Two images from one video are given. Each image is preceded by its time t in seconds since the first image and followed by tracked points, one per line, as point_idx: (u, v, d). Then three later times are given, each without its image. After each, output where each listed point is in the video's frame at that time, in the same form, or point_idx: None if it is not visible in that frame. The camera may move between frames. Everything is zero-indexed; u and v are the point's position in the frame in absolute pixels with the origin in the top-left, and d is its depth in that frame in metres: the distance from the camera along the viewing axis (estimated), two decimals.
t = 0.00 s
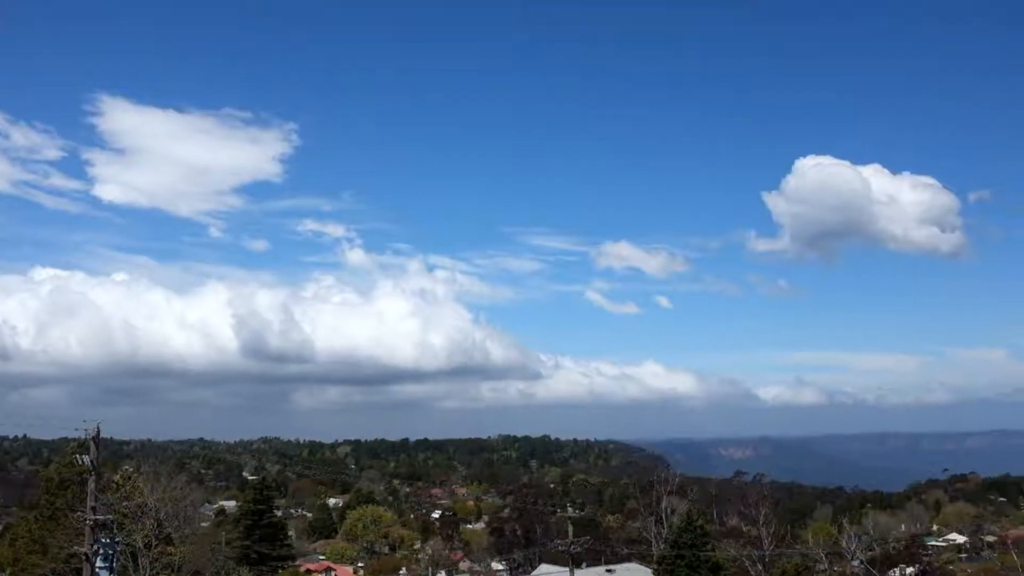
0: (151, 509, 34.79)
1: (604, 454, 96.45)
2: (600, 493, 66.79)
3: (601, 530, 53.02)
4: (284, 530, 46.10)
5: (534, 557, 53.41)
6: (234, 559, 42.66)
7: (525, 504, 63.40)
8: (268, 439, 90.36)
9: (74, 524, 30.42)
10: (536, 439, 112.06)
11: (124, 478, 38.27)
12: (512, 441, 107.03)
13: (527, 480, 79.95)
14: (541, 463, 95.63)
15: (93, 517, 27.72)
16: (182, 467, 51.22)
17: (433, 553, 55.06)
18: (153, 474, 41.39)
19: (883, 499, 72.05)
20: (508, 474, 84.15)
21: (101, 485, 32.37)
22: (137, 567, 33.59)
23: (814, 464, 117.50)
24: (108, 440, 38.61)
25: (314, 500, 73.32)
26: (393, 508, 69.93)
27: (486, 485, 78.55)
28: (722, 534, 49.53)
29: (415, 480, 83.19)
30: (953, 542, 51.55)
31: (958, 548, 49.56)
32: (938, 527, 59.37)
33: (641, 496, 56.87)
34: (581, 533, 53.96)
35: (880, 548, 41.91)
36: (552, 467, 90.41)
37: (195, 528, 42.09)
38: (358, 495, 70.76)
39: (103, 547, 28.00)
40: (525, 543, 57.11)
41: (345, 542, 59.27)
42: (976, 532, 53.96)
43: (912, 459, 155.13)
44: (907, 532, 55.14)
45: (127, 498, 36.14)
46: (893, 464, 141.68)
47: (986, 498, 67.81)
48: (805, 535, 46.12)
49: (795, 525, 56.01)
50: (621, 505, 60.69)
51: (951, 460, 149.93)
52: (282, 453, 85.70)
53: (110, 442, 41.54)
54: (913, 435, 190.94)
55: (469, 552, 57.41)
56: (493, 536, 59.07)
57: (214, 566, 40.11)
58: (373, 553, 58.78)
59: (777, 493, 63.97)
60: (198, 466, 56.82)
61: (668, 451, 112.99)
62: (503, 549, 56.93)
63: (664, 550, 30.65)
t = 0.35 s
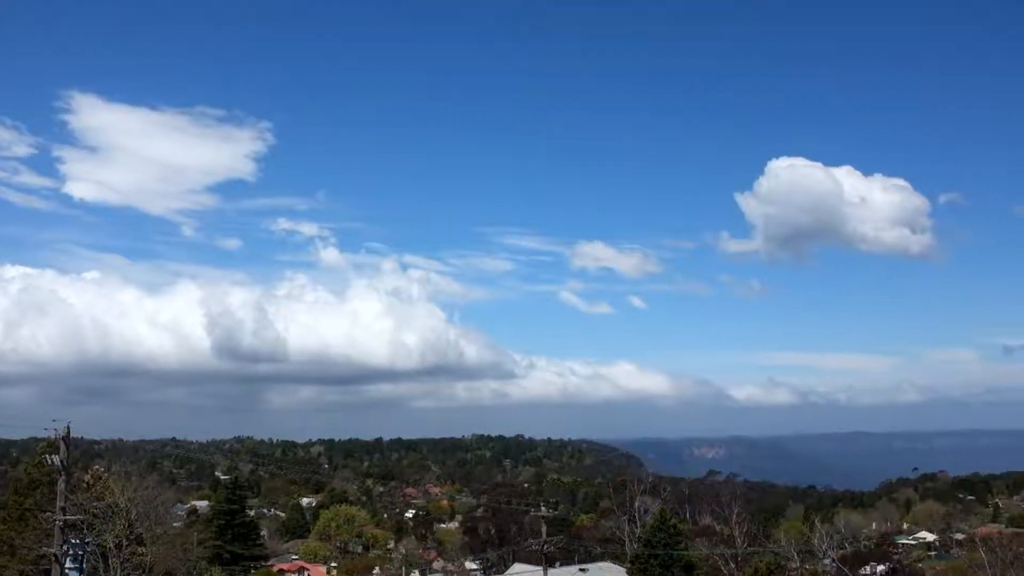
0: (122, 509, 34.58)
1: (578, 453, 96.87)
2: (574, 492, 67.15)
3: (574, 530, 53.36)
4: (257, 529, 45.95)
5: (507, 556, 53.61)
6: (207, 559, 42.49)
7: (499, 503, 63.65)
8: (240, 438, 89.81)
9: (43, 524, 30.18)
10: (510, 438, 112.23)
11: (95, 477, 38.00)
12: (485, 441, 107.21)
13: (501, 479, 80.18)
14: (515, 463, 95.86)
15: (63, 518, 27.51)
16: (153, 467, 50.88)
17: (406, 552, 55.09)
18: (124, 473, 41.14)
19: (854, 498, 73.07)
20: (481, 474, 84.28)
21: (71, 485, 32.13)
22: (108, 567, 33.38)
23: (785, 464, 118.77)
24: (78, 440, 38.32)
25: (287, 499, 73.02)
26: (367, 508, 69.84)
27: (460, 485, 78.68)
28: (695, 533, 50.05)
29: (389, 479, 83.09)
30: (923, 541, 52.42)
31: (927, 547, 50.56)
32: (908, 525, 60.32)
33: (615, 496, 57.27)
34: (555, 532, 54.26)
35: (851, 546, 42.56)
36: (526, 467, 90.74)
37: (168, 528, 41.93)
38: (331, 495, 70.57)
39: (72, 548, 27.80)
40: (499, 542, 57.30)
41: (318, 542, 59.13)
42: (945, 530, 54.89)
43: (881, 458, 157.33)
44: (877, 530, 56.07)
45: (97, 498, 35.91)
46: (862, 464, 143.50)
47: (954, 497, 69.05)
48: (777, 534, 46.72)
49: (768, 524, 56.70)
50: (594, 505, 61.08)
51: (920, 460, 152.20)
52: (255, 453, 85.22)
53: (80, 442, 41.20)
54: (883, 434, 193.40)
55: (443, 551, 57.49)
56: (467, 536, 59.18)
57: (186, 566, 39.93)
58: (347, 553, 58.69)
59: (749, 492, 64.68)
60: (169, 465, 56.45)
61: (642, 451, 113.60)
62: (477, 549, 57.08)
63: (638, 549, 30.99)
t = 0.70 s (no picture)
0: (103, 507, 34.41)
1: (561, 450, 97.18)
2: (557, 489, 67.46)
3: (558, 526, 53.65)
4: (240, 528, 45.85)
5: (490, 553, 53.75)
6: (189, 557, 42.34)
7: (483, 500, 63.86)
8: (222, 436, 89.47)
9: (23, 524, 30.00)
10: (495, 435, 112.39)
11: (76, 476, 37.82)
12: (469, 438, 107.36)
13: (484, 476, 80.32)
14: (498, 460, 96.01)
15: (42, 517, 27.37)
16: (135, 465, 50.67)
17: (390, 549, 55.14)
18: (106, 472, 40.99)
19: (836, 493, 73.75)
20: (464, 471, 84.39)
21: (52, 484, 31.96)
22: (88, 567, 33.23)
23: (768, 460, 119.69)
24: (59, 439, 38.07)
25: (270, 497, 72.78)
26: (350, 505, 69.78)
27: (443, 482, 78.79)
28: (678, 529, 50.39)
29: (372, 476, 83.00)
30: (905, 536, 53.00)
31: (909, 542, 51.17)
32: (891, 521, 60.91)
33: (598, 492, 57.55)
34: (538, 529, 54.49)
35: (834, 542, 42.96)
36: (509, 464, 90.93)
37: (150, 526, 41.73)
38: (314, 492, 70.43)
39: (53, 548, 27.65)
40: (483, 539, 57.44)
41: (301, 540, 59.03)
42: (927, 525, 55.46)
43: (862, 454, 158.84)
44: (859, 525, 56.64)
45: (78, 497, 35.75)
46: (843, 460, 144.61)
47: (935, 492, 69.79)
48: (760, 530, 47.13)
49: (751, 520, 57.20)
50: (578, 501, 61.32)
51: (901, 456, 153.50)
52: (238, 450, 84.84)
53: (61, 440, 40.97)
54: (864, 431, 194.96)
55: (426, 549, 57.58)
56: (450, 533, 59.24)
57: (167, 564, 39.82)
58: (330, 551, 58.63)
59: (732, 488, 65.14)
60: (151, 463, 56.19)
61: (625, 448, 114.30)
62: (461, 545, 57.20)
63: (621, 546, 31.18)
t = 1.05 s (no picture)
0: (75, 505, 34.27)
1: (536, 447, 97.55)
2: (532, 485, 67.86)
3: (533, 523, 54.07)
4: (213, 525, 45.73)
5: (465, 549, 54.04)
6: (162, 555, 42.24)
7: (458, 497, 64.12)
8: (196, 433, 88.94)
9: None
10: (470, 432, 112.62)
11: (47, 474, 37.60)
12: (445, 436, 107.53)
13: (460, 473, 80.56)
14: (474, 456, 96.26)
15: (14, 514, 27.30)
16: (108, 463, 50.37)
17: (364, 546, 55.26)
18: (77, 469, 40.78)
19: (809, 490, 74.71)
20: (440, 468, 84.60)
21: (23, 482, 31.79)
22: (60, 565, 33.08)
23: (741, 456, 120.94)
24: (31, 437, 37.82)
25: (244, 494, 72.54)
26: (325, 502, 69.75)
27: (418, 479, 78.93)
28: (653, 525, 50.93)
29: (347, 473, 82.94)
30: (876, 532, 53.90)
31: (880, 538, 52.07)
32: (863, 516, 61.85)
33: (573, 489, 58.00)
34: (513, 525, 54.88)
35: (806, 538, 43.63)
36: (484, 461, 91.23)
37: (123, 524, 41.60)
38: (288, 490, 70.29)
39: (24, 547, 27.58)
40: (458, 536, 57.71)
41: (275, 537, 58.96)
42: (897, 521, 56.39)
43: (834, 451, 160.94)
44: (831, 521, 57.51)
45: (50, 495, 35.56)
46: (816, 456, 146.50)
47: (906, 488, 70.98)
48: (734, 526, 47.79)
49: (725, 516, 57.94)
50: (553, 498, 61.72)
51: (872, 452, 155.66)
52: (212, 448, 84.46)
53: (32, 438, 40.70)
54: (836, 427, 197.39)
55: (401, 546, 57.74)
56: (425, 530, 59.43)
57: (139, 562, 39.71)
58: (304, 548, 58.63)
59: (706, 485, 65.89)
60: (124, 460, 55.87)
61: (600, 445, 114.93)
62: (435, 542, 57.43)
63: (595, 542, 31.55)
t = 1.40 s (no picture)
0: (45, 505, 33.83)
1: (510, 445, 97.71)
2: (506, 483, 68.09)
3: (506, 520, 54.34)
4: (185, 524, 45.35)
5: (439, 547, 54.14)
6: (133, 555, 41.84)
7: (431, 495, 64.19)
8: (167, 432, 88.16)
9: None
10: (445, 430, 112.67)
11: (16, 474, 37.13)
12: (418, 434, 107.43)
13: (433, 471, 80.57)
14: (447, 454, 96.29)
15: None
16: (77, 462, 49.81)
17: (338, 545, 55.19)
18: (46, 468, 40.27)
19: (782, 487, 75.56)
20: (414, 466, 84.55)
21: None
22: (29, 566, 32.69)
23: (714, 453, 121.99)
24: None
25: (217, 493, 72.07)
26: (297, 501, 69.49)
27: (391, 477, 78.86)
28: (626, 522, 51.29)
29: (320, 472, 82.64)
30: (848, 528, 54.64)
31: (852, 534, 52.82)
32: (835, 513, 62.63)
33: (546, 487, 58.29)
34: (486, 523, 55.08)
35: (779, 534, 44.13)
36: (458, 458, 91.32)
37: (92, 523, 41.21)
38: (261, 488, 69.93)
39: None
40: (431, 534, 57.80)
41: (248, 536, 58.66)
42: (868, 518, 57.17)
43: (805, 448, 162.84)
44: (803, 518, 58.24)
45: (19, 494, 35.12)
46: (787, 453, 148.15)
47: (877, 484, 72.05)
48: (706, 523, 48.27)
49: (698, 513, 58.50)
50: (526, 496, 61.93)
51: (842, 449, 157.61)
52: (183, 446, 83.80)
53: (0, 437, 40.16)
54: (807, 424, 199.58)
55: (374, 544, 57.70)
56: (398, 528, 59.43)
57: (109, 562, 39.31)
58: (277, 546, 58.39)
59: (680, 481, 66.48)
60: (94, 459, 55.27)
61: (573, 442, 115.40)
62: (408, 540, 57.47)
63: (569, 540, 31.77)
